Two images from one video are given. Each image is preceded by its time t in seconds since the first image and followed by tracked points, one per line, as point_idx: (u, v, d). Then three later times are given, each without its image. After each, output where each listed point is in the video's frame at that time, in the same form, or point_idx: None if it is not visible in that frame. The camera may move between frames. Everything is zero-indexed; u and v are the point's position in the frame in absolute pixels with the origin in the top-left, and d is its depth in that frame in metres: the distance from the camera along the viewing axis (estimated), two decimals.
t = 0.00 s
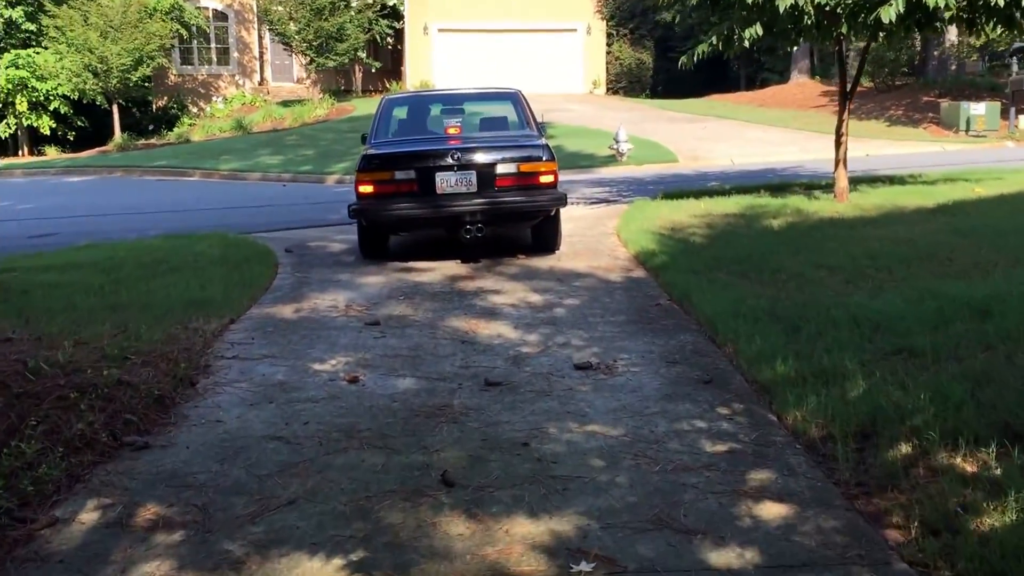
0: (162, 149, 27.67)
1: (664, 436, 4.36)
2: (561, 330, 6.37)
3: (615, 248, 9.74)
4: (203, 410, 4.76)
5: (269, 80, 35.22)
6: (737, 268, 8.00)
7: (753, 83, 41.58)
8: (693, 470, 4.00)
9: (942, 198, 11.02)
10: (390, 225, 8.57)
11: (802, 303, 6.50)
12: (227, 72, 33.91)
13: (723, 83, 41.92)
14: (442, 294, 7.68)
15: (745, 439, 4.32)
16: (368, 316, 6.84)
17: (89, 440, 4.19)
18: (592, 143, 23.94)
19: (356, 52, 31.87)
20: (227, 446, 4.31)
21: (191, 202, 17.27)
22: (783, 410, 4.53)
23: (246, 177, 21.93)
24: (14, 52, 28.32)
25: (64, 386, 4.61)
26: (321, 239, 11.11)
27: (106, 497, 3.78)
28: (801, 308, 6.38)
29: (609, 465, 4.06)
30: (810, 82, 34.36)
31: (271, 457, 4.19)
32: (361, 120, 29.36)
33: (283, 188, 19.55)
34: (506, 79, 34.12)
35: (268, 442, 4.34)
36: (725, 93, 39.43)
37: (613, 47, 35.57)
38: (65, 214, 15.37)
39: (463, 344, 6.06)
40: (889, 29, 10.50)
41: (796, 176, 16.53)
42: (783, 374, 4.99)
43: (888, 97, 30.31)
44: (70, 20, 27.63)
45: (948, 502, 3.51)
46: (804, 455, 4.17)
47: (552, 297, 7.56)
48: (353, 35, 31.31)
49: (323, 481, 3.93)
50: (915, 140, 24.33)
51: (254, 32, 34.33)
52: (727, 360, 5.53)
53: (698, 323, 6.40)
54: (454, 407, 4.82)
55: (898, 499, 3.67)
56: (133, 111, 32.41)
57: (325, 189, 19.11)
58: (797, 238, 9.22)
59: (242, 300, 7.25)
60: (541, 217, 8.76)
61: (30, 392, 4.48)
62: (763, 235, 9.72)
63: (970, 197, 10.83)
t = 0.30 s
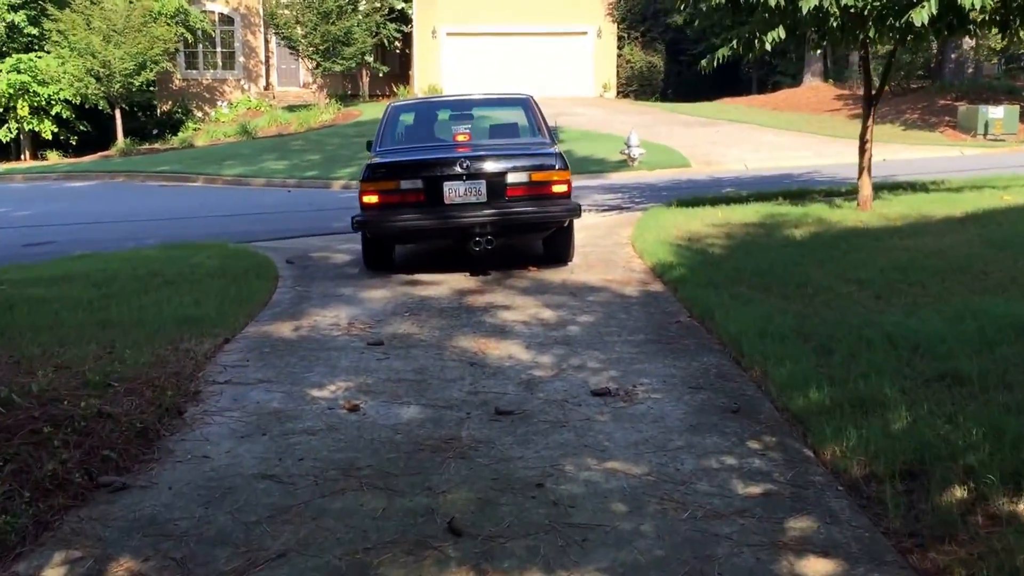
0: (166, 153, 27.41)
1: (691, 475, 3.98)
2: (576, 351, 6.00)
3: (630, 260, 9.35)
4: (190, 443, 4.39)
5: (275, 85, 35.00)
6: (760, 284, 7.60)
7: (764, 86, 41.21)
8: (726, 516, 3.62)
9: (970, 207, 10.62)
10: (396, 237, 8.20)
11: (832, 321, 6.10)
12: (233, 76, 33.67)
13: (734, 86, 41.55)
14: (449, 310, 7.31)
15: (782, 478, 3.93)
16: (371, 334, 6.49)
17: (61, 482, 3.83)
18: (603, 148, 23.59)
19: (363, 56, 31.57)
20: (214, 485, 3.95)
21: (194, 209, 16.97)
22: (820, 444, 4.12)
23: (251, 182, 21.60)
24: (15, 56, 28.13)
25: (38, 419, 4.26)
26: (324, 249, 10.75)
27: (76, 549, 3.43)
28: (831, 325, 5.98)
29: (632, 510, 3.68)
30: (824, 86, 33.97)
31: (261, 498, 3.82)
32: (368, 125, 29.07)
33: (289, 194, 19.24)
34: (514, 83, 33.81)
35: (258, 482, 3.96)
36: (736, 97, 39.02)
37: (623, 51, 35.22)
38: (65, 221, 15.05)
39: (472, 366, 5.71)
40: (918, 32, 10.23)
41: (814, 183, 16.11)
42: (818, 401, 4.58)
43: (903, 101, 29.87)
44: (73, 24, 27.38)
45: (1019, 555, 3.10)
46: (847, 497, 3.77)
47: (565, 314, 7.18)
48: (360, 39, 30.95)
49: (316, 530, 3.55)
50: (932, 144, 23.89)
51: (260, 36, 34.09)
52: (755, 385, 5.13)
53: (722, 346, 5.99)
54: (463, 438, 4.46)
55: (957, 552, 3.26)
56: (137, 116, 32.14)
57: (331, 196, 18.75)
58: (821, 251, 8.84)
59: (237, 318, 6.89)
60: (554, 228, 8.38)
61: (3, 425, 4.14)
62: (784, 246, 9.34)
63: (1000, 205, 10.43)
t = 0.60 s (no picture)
0: (174, 164, 27.18)
1: (724, 523, 3.61)
2: (593, 379, 5.64)
3: (645, 276, 9.00)
4: (175, 484, 4.03)
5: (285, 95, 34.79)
6: (786, 307, 7.25)
7: (773, 95, 40.88)
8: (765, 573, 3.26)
9: (996, 221, 10.23)
10: (401, 252, 7.86)
11: (867, 349, 5.74)
12: (243, 87, 33.48)
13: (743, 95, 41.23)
14: (458, 331, 6.95)
15: (825, 528, 3.56)
16: (376, 358, 6.14)
17: (30, 532, 3.50)
18: (613, 158, 23.25)
19: (371, 67, 31.28)
20: (198, 533, 3.59)
21: (200, 220, 16.67)
22: (865, 488, 3.75)
23: (259, 193, 21.28)
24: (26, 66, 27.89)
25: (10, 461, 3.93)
26: (329, 263, 10.40)
27: None
28: (868, 353, 5.62)
29: (660, 565, 3.32)
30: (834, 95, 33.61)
31: (250, 550, 3.46)
32: (376, 135, 28.80)
33: (296, 205, 18.94)
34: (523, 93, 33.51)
35: (247, 531, 3.60)
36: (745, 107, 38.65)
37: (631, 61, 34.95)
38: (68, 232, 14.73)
39: (482, 395, 5.35)
40: (942, 40, 9.89)
41: (829, 194, 15.75)
42: (860, 439, 4.21)
43: (915, 110, 29.49)
44: (82, 36, 27.07)
45: None
46: (899, 552, 3.40)
47: (580, 336, 6.82)
48: (367, 50, 30.67)
49: None
50: (946, 154, 23.47)
51: (270, 46, 33.85)
52: (789, 420, 4.75)
53: (751, 374, 5.62)
54: (472, 479, 4.10)
55: None
56: (148, 125, 31.91)
57: (338, 207, 18.41)
58: (846, 270, 8.51)
59: (234, 340, 6.51)
60: (566, 244, 8.03)
61: None
62: (807, 263, 9.00)
63: None
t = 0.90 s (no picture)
0: (182, 173, 26.88)
1: None
2: (611, 410, 5.30)
3: (659, 291, 8.64)
4: (159, 530, 3.69)
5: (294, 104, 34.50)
6: (814, 328, 6.91)
7: (779, 103, 40.62)
8: None
9: None
10: (407, 267, 7.52)
11: (909, 381, 5.42)
12: (252, 96, 33.23)
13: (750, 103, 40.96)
14: (465, 352, 6.59)
15: None
16: (379, 381, 5.80)
17: None
18: (621, 167, 22.93)
19: (380, 76, 30.96)
20: None
21: (204, 230, 16.36)
22: (920, 540, 3.41)
23: (266, 203, 20.93)
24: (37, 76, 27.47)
25: None
26: (332, 276, 10.04)
27: None
28: (909, 385, 5.31)
29: None
30: (842, 103, 33.33)
31: None
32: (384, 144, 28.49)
33: (301, 214, 18.64)
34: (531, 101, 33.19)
35: None
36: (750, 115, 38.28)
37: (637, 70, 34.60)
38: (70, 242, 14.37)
39: (490, 426, 5.01)
40: (968, 47, 9.55)
41: (843, 203, 15.40)
42: (908, 479, 3.86)
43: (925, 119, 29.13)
44: (93, 46, 26.30)
45: None
46: None
47: (595, 358, 6.46)
48: (376, 59, 30.37)
49: None
50: (959, 162, 23.08)
51: (279, 56, 33.56)
52: (829, 459, 4.39)
53: (788, 411, 5.27)
54: (480, 524, 3.75)
55: None
56: (159, 134, 31.63)
57: (345, 217, 18.03)
58: (871, 285, 8.17)
59: (233, 362, 6.11)
60: (578, 259, 7.69)
61: None
62: (829, 278, 8.64)
63: None
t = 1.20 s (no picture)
0: (187, 182, 26.57)
1: None
2: (630, 443, 4.92)
3: (674, 306, 8.22)
4: None
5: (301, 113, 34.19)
6: (841, 349, 6.55)
7: (785, 112, 40.27)
8: None
9: None
10: (413, 283, 7.14)
11: (954, 413, 5.11)
12: (260, 105, 32.90)
13: (757, 111, 40.62)
14: (473, 375, 6.20)
15: None
16: (379, 407, 5.42)
17: None
18: (628, 176, 22.56)
19: (387, 84, 30.64)
20: None
21: (206, 241, 16.01)
22: None
23: (270, 213, 20.57)
24: (44, 85, 27.19)
25: None
26: (334, 291, 9.64)
27: None
28: (955, 420, 5.00)
29: None
30: (848, 112, 32.97)
31: None
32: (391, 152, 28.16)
33: (306, 224, 18.30)
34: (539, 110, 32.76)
35: None
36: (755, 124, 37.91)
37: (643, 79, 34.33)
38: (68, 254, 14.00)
39: (500, 460, 4.63)
40: (998, 54, 9.12)
41: (858, 214, 15.00)
42: (968, 529, 3.68)
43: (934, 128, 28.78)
44: (100, 55, 25.94)
45: None
46: None
47: (612, 381, 6.05)
48: (384, 67, 30.07)
49: None
50: (970, 172, 22.67)
51: (287, 65, 33.29)
52: (875, 503, 4.22)
53: (823, 446, 4.95)
54: None
55: None
56: (167, 143, 31.38)
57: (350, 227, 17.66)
58: (896, 301, 7.80)
59: (224, 384, 5.66)
60: (591, 274, 7.30)
61: None
62: (852, 292, 8.23)
63: None
